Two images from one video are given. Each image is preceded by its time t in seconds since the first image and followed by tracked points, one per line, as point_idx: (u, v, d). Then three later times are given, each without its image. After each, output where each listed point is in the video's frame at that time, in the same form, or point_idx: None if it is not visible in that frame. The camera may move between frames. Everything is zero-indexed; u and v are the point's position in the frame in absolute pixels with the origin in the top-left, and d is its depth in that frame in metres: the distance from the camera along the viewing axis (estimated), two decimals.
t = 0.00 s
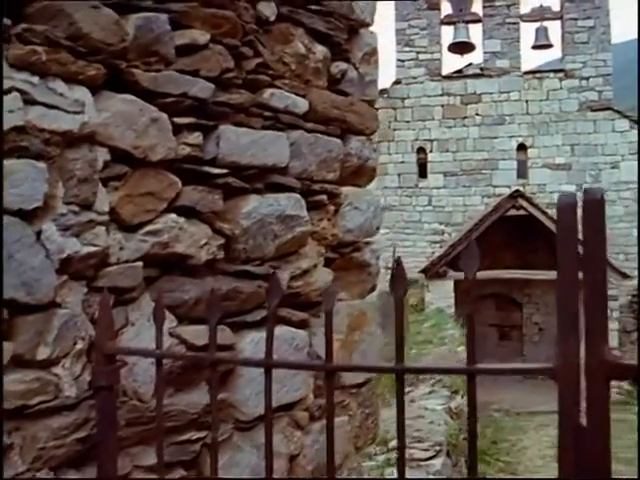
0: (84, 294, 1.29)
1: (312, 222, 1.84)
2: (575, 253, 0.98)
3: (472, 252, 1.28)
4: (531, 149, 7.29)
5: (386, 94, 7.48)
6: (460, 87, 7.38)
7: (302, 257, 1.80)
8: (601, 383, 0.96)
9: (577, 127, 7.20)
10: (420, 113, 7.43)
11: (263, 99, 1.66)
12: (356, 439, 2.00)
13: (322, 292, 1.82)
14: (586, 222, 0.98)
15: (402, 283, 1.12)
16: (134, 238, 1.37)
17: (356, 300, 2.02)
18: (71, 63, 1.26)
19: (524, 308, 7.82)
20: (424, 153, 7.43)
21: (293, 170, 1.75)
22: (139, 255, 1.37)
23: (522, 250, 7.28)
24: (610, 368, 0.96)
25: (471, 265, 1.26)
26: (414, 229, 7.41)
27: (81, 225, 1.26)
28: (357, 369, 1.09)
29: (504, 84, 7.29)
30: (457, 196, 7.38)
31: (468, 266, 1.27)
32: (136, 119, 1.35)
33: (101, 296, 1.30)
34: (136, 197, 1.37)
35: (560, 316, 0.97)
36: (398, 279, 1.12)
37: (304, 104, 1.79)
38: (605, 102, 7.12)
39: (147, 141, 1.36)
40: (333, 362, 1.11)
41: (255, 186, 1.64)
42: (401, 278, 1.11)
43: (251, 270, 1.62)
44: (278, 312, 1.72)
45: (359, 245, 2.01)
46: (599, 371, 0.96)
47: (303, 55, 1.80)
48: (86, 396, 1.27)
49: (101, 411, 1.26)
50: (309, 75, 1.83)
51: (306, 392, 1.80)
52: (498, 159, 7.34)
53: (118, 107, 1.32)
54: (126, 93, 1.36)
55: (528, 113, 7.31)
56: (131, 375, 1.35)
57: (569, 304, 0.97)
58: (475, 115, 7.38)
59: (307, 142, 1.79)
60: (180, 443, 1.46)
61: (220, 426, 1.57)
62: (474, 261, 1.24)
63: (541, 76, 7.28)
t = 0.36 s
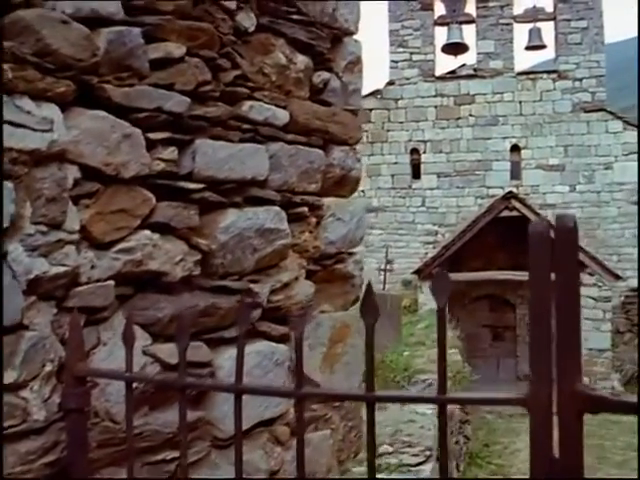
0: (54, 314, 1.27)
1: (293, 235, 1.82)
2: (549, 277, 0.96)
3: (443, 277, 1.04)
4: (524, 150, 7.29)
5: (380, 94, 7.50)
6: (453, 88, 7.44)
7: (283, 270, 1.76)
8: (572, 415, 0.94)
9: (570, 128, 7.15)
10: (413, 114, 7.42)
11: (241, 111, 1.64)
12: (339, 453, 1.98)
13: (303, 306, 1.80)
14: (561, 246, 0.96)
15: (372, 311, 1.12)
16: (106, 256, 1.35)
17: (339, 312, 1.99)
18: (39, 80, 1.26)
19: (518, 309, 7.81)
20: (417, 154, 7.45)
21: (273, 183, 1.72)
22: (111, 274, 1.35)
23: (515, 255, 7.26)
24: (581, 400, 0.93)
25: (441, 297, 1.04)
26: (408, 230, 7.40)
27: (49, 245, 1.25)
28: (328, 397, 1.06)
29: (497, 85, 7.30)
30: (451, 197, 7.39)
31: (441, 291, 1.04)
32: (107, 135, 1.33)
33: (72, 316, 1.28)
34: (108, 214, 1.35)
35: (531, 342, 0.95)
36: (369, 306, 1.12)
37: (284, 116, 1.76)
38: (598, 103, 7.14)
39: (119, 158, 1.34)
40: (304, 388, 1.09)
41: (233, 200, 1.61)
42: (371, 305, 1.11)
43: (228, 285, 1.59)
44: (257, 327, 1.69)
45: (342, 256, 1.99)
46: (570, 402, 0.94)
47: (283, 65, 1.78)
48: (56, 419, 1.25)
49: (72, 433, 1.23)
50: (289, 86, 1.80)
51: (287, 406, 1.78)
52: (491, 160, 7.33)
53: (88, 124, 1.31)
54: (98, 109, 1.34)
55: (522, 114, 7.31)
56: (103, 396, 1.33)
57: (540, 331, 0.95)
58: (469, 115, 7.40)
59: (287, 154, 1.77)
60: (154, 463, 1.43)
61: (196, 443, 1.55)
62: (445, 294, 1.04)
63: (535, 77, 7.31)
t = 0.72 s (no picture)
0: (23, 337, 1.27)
1: (273, 250, 1.80)
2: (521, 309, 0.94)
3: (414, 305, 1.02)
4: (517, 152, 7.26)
5: (373, 97, 7.42)
6: (446, 90, 7.36)
7: (263, 286, 1.73)
8: (542, 450, 0.93)
9: (563, 130, 7.15)
10: (406, 116, 7.39)
11: (218, 126, 1.61)
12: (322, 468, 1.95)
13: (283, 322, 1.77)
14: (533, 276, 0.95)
15: (342, 339, 1.07)
16: (77, 278, 1.33)
17: (321, 326, 1.97)
18: (6, 101, 1.27)
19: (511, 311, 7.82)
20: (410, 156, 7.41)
21: (252, 198, 1.69)
22: (82, 296, 1.33)
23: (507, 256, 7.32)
24: (552, 436, 0.92)
25: (411, 327, 1.01)
26: (401, 232, 7.38)
27: (17, 268, 1.25)
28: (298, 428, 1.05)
29: (490, 87, 7.26)
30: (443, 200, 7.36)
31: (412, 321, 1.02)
32: (78, 155, 1.32)
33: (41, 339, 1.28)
34: (80, 235, 1.34)
35: (501, 375, 0.94)
36: (338, 334, 1.08)
37: (264, 129, 1.73)
38: (591, 105, 7.14)
39: (90, 178, 1.33)
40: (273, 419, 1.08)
41: (211, 216, 1.59)
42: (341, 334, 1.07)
43: (205, 304, 1.55)
44: (235, 344, 1.67)
45: (324, 270, 1.97)
46: (541, 437, 0.93)
47: (263, 78, 1.75)
48: (24, 445, 1.25)
49: (40, 459, 1.24)
50: (270, 99, 1.78)
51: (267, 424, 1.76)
52: (484, 162, 7.30)
53: (57, 145, 1.30)
54: (69, 129, 1.33)
55: (515, 116, 7.28)
56: (74, 420, 1.31)
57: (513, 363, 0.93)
58: (462, 118, 7.33)
59: (267, 169, 1.74)
60: None
61: (173, 465, 1.51)
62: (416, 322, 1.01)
63: (528, 80, 7.26)
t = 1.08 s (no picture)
0: None
1: (253, 265, 1.77)
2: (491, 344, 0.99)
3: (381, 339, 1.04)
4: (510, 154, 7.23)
5: (365, 98, 7.43)
6: (439, 92, 7.36)
7: (242, 302, 1.70)
8: None
9: (556, 131, 7.17)
10: (398, 117, 7.39)
11: (196, 141, 1.58)
12: None
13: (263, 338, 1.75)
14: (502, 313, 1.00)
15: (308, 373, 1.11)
16: (47, 300, 1.32)
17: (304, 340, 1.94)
18: None
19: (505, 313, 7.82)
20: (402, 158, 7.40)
21: (231, 213, 1.67)
22: (53, 319, 1.32)
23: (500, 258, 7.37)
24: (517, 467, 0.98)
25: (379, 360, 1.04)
26: (394, 234, 7.35)
27: None
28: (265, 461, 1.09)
29: (483, 88, 7.26)
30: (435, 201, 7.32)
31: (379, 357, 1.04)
32: (48, 176, 1.32)
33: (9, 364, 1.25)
34: (50, 256, 1.33)
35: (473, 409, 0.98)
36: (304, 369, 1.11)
37: (243, 143, 1.70)
38: (584, 107, 7.13)
39: (60, 199, 1.32)
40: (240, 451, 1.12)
41: (188, 233, 1.56)
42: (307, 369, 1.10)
43: (180, 323, 1.53)
44: (213, 362, 1.65)
45: (306, 284, 1.94)
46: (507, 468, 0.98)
47: (242, 92, 1.72)
48: None
49: None
50: (249, 112, 1.75)
51: (247, 441, 1.74)
52: (477, 163, 7.29)
53: (26, 166, 1.30)
54: (38, 150, 1.33)
55: (508, 118, 7.26)
56: (44, 445, 1.28)
57: (482, 396, 0.97)
58: (454, 119, 7.32)
59: (247, 183, 1.71)
60: None
61: None
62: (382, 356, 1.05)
63: (520, 82, 7.28)
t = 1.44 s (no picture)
0: None
1: (231, 282, 1.74)
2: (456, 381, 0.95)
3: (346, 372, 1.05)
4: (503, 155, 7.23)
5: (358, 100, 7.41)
6: (432, 94, 7.33)
7: (221, 320, 1.67)
8: None
9: (549, 133, 7.14)
10: (392, 118, 7.35)
11: (171, 158, 1.56)
12: None
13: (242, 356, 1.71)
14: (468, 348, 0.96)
15: (274, 402, 1.13)
16: (16, 325, 1.30)
17: (286, 356, 1.91)
18: None
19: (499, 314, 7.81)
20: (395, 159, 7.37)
21: (208, 230, 1.64)
22: (22, 343, 1.30)
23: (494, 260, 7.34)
24: None
25: (345, 393, 1.05)
26: (387, 236, 7.35)
27: None
28: None
29: (476, 90, 7.24)
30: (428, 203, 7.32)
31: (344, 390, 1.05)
32: (17, 199, 1.30)
33: None
34: (19, 279, 1.32)
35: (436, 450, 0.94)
36: (271, 400, 1.13)
37: (221, 159, 1.68)
38: (576, 109, 7.09)
39: (29, 221, 1.32)
40: None
41: (163, 251, 1.54)
42: (274, 397, 1.12)
43: (155, 343, 1.51)
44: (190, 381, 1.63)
45: (288, 299, 1.91)
46: None
47: (221, 106, 1.69)
48: None
49: None
50: (228, 126, 1.71)
51: (225, 460, 1.72)
52: (470, 165, 7.28)
53: None
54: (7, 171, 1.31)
55: (501, 119, 7.25)
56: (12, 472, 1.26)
57: (446, 437, 0.93)
58: (447, 121, 7.32)
59: (225, 199, 1.69)
60: None
61: None
62: (349, 389, 1.05)
63: (513, 84, 7.27)
